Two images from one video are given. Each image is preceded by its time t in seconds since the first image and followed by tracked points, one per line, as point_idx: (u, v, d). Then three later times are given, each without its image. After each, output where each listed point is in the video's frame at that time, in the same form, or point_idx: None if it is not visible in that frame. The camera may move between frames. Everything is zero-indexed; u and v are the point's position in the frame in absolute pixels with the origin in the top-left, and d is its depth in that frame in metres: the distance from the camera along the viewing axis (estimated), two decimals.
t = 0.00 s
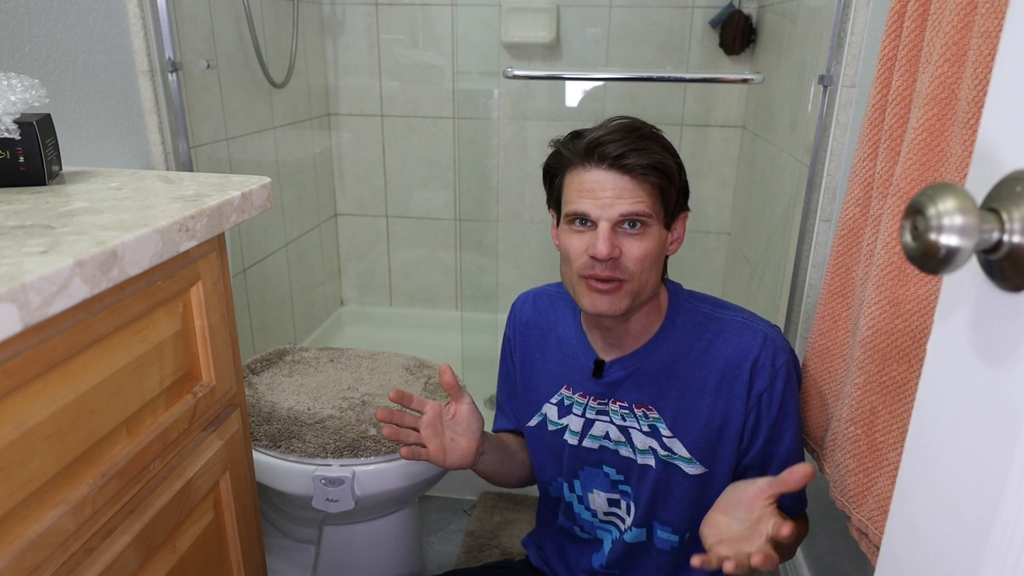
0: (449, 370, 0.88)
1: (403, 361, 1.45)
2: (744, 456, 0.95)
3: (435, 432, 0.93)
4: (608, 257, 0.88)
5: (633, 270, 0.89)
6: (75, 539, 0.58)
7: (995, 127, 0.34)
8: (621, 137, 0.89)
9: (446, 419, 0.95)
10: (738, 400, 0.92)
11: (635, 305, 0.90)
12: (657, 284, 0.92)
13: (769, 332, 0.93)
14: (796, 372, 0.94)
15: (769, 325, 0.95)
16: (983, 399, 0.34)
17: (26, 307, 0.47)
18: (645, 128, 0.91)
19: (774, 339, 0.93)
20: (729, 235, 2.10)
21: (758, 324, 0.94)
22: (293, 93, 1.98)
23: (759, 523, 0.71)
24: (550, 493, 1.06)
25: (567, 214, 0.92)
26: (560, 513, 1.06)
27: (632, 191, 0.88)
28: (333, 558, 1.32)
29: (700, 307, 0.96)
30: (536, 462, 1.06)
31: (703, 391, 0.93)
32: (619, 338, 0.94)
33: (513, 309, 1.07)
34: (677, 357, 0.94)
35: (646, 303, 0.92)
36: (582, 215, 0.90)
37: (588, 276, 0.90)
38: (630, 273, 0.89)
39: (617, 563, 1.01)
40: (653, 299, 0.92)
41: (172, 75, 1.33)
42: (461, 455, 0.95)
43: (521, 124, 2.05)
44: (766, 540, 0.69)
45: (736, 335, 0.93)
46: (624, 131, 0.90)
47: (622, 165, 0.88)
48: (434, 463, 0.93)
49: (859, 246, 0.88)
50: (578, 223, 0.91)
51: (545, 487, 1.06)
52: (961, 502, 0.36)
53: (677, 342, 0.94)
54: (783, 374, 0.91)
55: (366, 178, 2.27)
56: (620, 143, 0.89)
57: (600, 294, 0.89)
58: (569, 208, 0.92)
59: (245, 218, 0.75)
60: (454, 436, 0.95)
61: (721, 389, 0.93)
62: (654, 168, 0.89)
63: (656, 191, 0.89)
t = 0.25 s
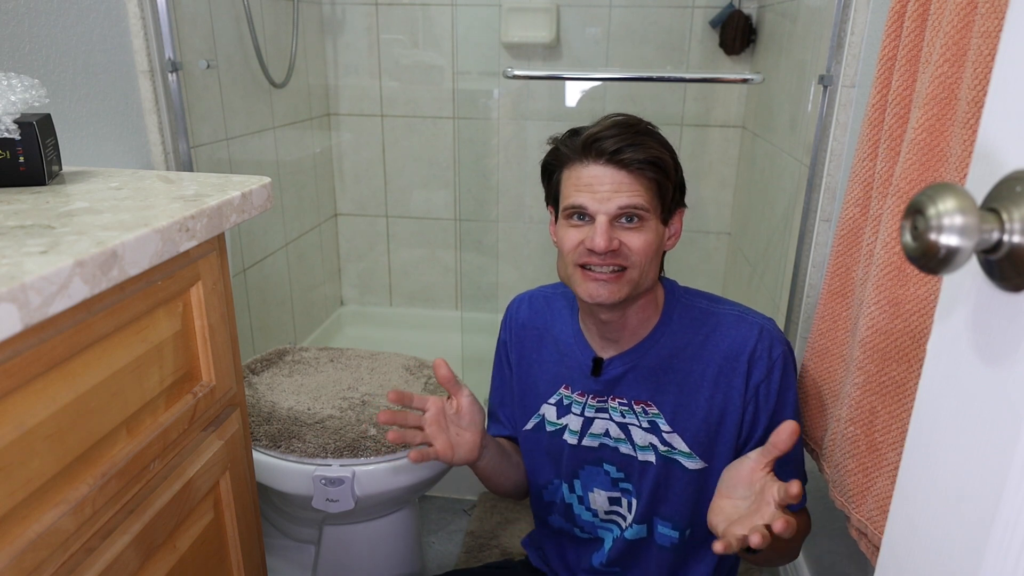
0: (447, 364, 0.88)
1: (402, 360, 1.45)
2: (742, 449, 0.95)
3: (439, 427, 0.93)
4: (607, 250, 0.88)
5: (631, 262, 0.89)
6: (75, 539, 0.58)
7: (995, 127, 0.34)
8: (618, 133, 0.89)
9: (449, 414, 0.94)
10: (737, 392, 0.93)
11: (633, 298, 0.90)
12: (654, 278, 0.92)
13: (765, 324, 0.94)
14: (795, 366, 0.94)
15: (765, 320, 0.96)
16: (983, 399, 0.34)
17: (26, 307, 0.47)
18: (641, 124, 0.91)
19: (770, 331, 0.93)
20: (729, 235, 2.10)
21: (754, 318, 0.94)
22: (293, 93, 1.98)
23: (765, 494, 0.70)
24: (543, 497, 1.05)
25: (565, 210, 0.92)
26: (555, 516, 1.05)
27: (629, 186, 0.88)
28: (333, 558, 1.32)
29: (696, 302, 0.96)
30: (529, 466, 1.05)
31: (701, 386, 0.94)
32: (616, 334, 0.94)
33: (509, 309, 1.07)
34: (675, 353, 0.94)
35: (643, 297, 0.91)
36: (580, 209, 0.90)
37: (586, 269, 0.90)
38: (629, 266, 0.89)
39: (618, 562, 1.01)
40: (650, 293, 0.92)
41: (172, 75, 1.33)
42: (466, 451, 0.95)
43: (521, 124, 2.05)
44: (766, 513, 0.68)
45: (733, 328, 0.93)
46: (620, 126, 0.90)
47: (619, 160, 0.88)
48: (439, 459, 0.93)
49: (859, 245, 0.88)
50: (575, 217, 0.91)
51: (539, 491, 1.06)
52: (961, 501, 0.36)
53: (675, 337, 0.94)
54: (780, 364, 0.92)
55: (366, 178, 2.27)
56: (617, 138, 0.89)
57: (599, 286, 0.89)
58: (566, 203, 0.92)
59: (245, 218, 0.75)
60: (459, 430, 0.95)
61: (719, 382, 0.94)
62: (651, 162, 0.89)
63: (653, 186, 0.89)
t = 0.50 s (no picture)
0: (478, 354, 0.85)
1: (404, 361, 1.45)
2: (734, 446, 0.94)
3: (436, 401, 0.91)
4: (624, 255, 0.88)
5: (645, 269, 0.89)
6: (75, 539, 0.58)
7: (995, 126, 0.34)
8: (638, 136, 0.89)
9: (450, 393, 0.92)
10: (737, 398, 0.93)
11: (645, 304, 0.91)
12: (665, 284, 0.93)
13: (767, 329, 0.94)
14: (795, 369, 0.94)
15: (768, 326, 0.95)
16: (983, 399, 0.34)
17: (26, 307, 0.47)
18: (660, 127, 0.91)
19: (772, 337, 0.93)
20: (729, 235, 2.10)
21: (757, 322, 0.94)
22: (293, 93, 1.98)
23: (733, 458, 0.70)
24: (537, 489, 1.06)
25: (581, 211, 0.92)
26: (549, 511, 1.05)
27: (647, 191, 0.88)
28: (332, 557, 1.32)
29: (699, 304, 0.96)
30: (524, 459, 1.05)
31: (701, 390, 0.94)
32: (621, 336, 0.94)
33: (511, 304, 1.07)
34: (676, 354, 0.94)
35: (652, 303, 0.92)
36: (597, 211, 0.90)
37: (600, 273, 0.90)
38: (644, 272, 0.89)
39: (615, 560, 1.01)
40: (659, 298, 0.93)
41: (172, 75, 1.33)
42: (445, 433, 0.93)
43: (522, 124, 2.05)
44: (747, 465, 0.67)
45: (736, 332, 0.93)
46: (641, 130, 0.90)
47: (639, 164, 0.88)
48: (420, 425, 0.92)
49: (859, 245, 0.87)
50: (591, 220, 0.91)
51: (533, 483, 1.06)
52: (961, 501, 0.36)
53: (678, 340, 0.94)
54: (780, 371, 0.92)
55: (366, 178, 2.27)
56: (637, 141, 0.89)
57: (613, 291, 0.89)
58: (583, 205, 0.92)
59: (245, 218, 0.75)
60: (451, 412, 0.93)
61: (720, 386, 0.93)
62: (670, 168, 0.89)
63: (670, 192, 0.90)
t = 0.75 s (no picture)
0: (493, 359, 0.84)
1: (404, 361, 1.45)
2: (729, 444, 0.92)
3: (429, 366, 0.88)
4: (620, 254, 0.88)
5: (643, 267, 0.89)
6: (75, 539, 0.58)
7: (995, 126, 0.34)
8: (635, 136, 0.89)
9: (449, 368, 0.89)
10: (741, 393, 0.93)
11: (643, 302, 0.91)
12: (665, 282, 0.92)
13: (770, 326, 0.94)
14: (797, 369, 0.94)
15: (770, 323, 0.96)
16: (983, 400, 0.34)
17: (26, 307, 0.47)
18: (658, 126, 0.91)
19: (774, 333, 0.94)
20: (729, 235, 2.10)
21: (760, 319, 0.95)
22: (293, 93, 1.98)
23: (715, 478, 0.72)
24: (534, 491, 1.05)
25: (578, 210, 0.92)
26: (547, 511, 1.05)
27: (644, 190, 0.88)
28: (332, 557, 1.32)
29: (702, 302, 0.96)
30: (523, 460, 1.05)
31: (705, 387, 0.94)
32: (622, 335, 0.94)
33: (511, 305, 1.06)
34: (679, 353, 0.94)
35: (651, 300, 0.92)
36: (594, 210, 0.90)
37: (598, 270, 0.90)
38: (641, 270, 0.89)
39: (617, 558, 1.01)
40: (659, 296, 0.93)
41: (172, 74, 1.33)
42: (428, 401, 0.91)
43: (522, 124, 2.05)
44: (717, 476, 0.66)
45: (739, 328, 0.94)
46: (638, 129, 0.90)
47: (635, 164, 0.88)
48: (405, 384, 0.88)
49: (859, 245, 0.87)
50: (589, 218, 0.91)
51: (531, 484, 1.05)
52: (961, 502, 0.36)
53: (681, 338, 0.94)
54: (783, 365, 0.92)
55: (366, 178, 2.27)
56: (634, 141, 0.89)
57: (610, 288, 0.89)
58: (580, 204, 0.92)
59: (245, 218, 0.75)
60: (443, 386, 0.91)
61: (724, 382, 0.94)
62: (667, 168, 0.89)
63: (668, 191, 0.90)
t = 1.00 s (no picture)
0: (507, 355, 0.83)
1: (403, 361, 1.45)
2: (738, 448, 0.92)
3: (443, 371, 0.88)
4: (604, 256, 0.88)
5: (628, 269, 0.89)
6: (75, 539, 0.58)
7: (995, 126, 0.34)
8: (615, 140, 0.89)
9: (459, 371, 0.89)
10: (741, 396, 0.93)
11: (632, 303, 0.91)
12: (655, 282, 0.92)
13: (770, 325, 0.94)
14: (797, 369, 0.94)
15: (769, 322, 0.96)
16: (983, 399, 0.34)
17: (26, 307, 0.47)
18: (640, 129, 0.90)
19: (774, 332, 0.94)
20: (729, 235, 2.11)
21: (759, 319, 0.95)
22: (293, 93, 1.98)
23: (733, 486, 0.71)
24: (533, 499, 1.05)
25: (565, 214, 0.93)
26: (548, 517, 1.05)
27: (625, 193, 0.88)
28: (332, 557, 1.32)
29: (700, 303, 0.96)
30: (522, 467, 1.05)
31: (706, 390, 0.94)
32: (617, 337, 0.95)
33: (506, 310, 1.06)
34: (679, 355, 0.94)
35: (644, 300, 0.92)
36: (578, 214, 0.91)
37: (585, 273, 0.90)
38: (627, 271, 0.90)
39: (620, 559, 1.01)
40: (652, 296, 0.93)
41: (172, 74, 1.33)
42: (438, 405, 0.91)
43: (522, 124, 2.05)
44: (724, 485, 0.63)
45: (738, 330, 0.94)
46: (618, 134, 0.90)
47: (615, 168, 0.88)
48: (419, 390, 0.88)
49: (859, 245, 0.87)
50: (574, 222, 0.92)
51: (530, 491, 1.05)
52: (961, 502, 0.36)
53: (680, 340, 0.94)
54: (785, 365, 0.92)
55: (366, 178, 2.27)
56: (614, 146, 0.89)
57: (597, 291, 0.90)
58: (565, 208, 0.92)
59: (246, 218, 0.75)
60: (453, 390, 0.90)
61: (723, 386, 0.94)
62: (650, 171, 0.89)
63: (651, 193, 0.89)
